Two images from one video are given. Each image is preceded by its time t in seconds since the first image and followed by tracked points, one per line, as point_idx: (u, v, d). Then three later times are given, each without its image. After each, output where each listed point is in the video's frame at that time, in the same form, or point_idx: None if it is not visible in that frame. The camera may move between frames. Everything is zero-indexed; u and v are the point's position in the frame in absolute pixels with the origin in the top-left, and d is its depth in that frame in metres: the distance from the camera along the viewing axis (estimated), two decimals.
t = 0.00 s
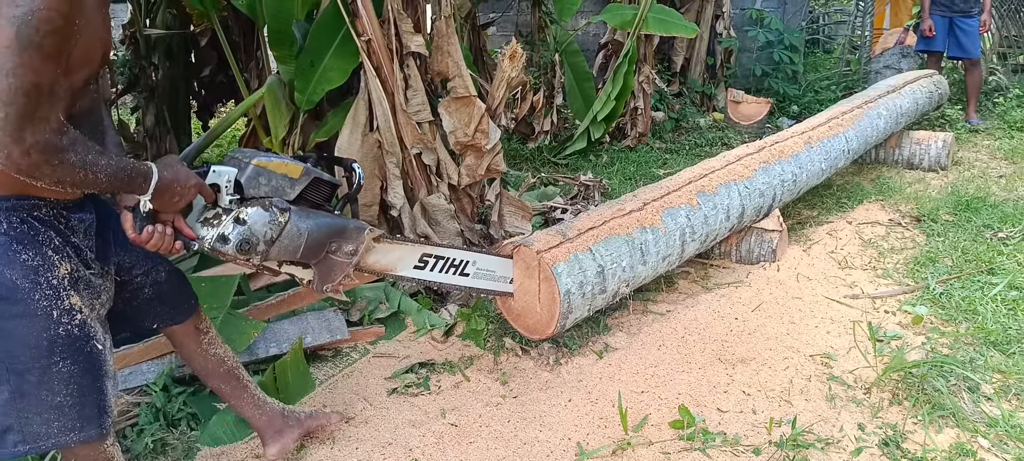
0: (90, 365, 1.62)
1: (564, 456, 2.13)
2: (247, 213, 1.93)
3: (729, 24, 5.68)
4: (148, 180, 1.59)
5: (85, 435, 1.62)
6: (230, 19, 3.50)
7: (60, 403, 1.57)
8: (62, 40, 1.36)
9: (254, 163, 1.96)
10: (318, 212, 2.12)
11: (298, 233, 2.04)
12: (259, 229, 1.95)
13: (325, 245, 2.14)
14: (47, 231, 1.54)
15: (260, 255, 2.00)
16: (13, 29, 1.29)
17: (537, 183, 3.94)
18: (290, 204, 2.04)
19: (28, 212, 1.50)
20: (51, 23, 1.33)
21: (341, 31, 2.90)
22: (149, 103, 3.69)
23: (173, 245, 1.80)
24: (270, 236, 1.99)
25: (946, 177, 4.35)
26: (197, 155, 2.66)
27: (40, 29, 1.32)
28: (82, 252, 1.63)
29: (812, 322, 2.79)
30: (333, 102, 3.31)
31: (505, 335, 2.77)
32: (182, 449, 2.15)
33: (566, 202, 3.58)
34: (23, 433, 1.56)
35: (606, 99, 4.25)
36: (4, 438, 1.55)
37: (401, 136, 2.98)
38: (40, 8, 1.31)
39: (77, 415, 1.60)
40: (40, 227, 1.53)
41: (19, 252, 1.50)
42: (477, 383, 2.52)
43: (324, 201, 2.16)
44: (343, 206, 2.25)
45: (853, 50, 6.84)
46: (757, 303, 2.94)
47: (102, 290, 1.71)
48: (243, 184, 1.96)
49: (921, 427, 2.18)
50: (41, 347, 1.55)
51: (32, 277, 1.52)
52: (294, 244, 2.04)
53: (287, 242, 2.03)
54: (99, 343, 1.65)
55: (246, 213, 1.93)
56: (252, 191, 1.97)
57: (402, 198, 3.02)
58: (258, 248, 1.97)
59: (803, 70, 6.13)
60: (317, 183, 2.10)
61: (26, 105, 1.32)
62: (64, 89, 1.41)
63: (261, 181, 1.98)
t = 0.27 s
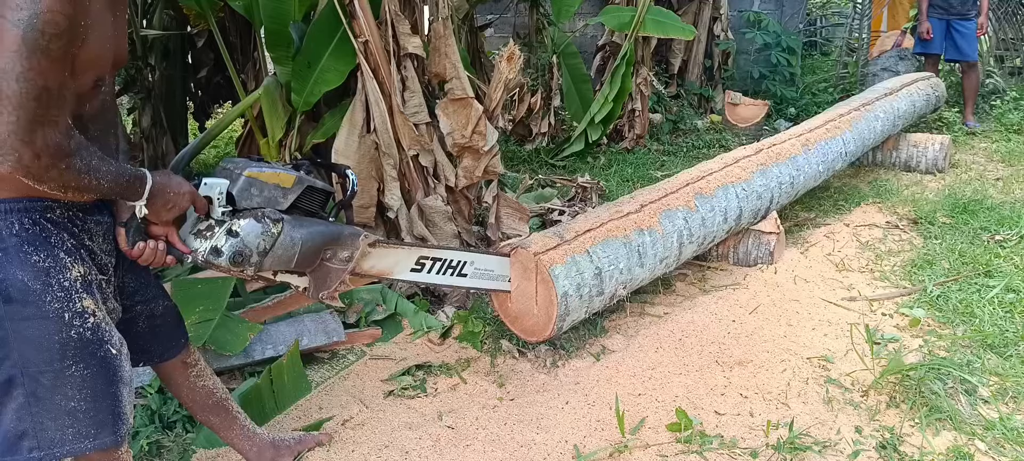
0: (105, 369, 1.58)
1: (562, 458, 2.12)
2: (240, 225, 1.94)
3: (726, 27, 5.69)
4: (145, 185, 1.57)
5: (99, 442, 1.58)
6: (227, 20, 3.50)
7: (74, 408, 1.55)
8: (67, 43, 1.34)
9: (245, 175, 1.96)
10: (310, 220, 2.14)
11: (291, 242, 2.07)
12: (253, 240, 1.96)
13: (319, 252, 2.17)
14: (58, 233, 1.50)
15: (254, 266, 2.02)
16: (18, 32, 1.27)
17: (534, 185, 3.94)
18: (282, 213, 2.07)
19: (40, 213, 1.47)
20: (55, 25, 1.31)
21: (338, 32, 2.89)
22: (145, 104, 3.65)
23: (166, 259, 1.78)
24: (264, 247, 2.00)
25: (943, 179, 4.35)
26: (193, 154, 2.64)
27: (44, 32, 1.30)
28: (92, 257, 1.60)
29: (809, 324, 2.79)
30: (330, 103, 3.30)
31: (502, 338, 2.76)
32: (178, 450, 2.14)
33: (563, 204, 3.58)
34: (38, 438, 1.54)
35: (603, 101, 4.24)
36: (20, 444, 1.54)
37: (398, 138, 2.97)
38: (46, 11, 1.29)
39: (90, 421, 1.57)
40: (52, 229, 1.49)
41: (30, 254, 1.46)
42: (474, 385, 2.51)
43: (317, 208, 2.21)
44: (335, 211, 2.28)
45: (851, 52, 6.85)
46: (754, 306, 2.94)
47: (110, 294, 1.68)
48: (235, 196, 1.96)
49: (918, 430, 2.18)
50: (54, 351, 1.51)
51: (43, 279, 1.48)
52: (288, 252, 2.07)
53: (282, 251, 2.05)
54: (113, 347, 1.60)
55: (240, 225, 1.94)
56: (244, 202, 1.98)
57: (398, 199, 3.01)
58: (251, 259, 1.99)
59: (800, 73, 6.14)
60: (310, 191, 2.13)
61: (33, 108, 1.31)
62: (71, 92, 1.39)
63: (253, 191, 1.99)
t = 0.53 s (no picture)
0: (110, 367, 1.56)
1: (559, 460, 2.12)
2: (258, 220, 1.97)
3: (722, 27, 5.70)
4: (165, 184, 1.56)
5: (102, 440, 1.57)
6: (222, 23, 3.50)
7: (77, 405, 1.53)
8: (87, 48, 1.27)
9: (259, 170, 1.96)
10: (326, 210, 2.17)
11: (308, 234, 2.09)
12: (270, 234, 1.99)
13: (335, 241, 2.20)
14: (66, 232, 1.49)
15: (273, 259, 2.05)
16: (36, 38, 1.21)
17: (530, 186, 3.94)
18: (298, 204, 2.07)
19: (49, 212, 1.46)
20: (74, 30, 1.24)
21: (333, 35, 2.90)
22: (141, 107, 3.56)
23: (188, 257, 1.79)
24: (281, 240, 2.03)
25: (940, 178, 4.36)
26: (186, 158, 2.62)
27: (63, 37, 1.23)
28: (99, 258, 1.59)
29: (806, 324, 2.79)
30: (326, 105, 3.30)
31: (499, 339, 2.76)
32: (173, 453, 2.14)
33: (559, 205, 3.58)
34: (43, 433, 1.53)
35: (600, 102, 4.24)
36: (25, 437, 1.54)
37: (394, 140, 2.97)
38: (64, 16, 1.22)
39: (94, 419, 1.55)
40: (59, 228, 1.48)
41: (37, 252, 1.45)
42: (471, 387, 2.51)
43: (331, 197, 2.21)
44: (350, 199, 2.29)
45: (846, 52, 6.86)
46: (751, 306, 2.94)
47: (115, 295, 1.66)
48: (250, 191, 1.96)
49: (915, 429, 2.18)
50: (59, 348, 1.50)
51: (50, 277, 1.46)
52: (306, 244, 2.10)
53: (299, 243, 2.08)
54: (118, 346, 1.59)
55: (257, 220, 1.96)
56: (260, 197, 1.99)
57: (395, 201, 3.01)
58: (270, 253, 2.02)
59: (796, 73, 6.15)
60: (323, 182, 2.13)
61: (54, 115, 1.26)
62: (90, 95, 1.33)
63: (268, 185, 1.99)
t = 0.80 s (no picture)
0: (114, 366, 1.58)
1: None
2: (280, 211, 2.12)
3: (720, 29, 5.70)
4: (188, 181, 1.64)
5: (101, 439, 1.57)
6: (219, 25, 3.50)
7: (80, 403, 1.54)
8: (110, 51, 1.30)
9: (277, 162, 2.12)
10: (344, 195, 2.34)
11: (329, 220, 2.27)
12: (293, 223, 2.15)
13: (355, 224, 2.39)
14: (75, 230, 1.51)
15: (298, 245, 2.23)
16: (64, 42, 1.24)
17: (528, 188, 3.94)
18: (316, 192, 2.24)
19: (57, 210, 1.48)
20: (99, 34, 1.27)
21: (330, 37, 2.90)
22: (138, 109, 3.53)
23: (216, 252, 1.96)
24: (304, 228, 2.20)
25: (937, 179, 4.36)
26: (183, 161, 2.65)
27: (89, 41, 1.26)
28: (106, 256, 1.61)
29: (804, 326, 2.79)
30: (323, 107, 3.31)
31: (496, 341, 2.75)
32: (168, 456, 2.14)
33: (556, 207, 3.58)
34: (45, 430, 1.53)
35: (597, 103, 4.25)
36: (26, 434, 1.53)
37: (391, 142, 2.97)
38: (88, 20, 1.25)
39: (97, 417, 1.56)
40: (68, 226, 1.50)
41: (45, 249, 1.47)
42: (468, 389, 2.51)
43: (349, 182, 2.38)
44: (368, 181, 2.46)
45: (844, 53, 6.86)
46: (748, 307, 2.93)
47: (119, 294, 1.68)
48: (270, 182, 2.13)
49: (913, 431, 2.17)
50: (63, 345, 1.50)
51: (57, 274, 1.48)
52: (328, 228, 2.28)
53: (322, 228, 2.26)
54: (121, 345, 1.60)
55: (279, 211, 2.12)
56: (279, 187, 2.15)
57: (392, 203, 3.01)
58: (294, 241, 2.20)
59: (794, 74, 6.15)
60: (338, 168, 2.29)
61: (82, 116, 1.30)
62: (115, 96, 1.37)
63: (286, 176, 2.16)
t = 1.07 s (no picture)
0: (120, 365, 1.58)
1: None
2: (309, 199, 2.14)
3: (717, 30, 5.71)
4: (222, 173, 1.66)
5: (112, 439, 1.58)
6: (217, 26, 3.49)
7: (89, 404, 1.53)
8: (124, 50, 1.32)
9: (306, 151, 2.14)
10: (370, 185, 2.35)
11: (356, 208, 2.28)
12: (322, 211, 2.17)
13: (380, 213, 2.41)
14: (77, 232, 1.51)
15: (327, 234, 2.25)
16: (79, 48, 1.26)
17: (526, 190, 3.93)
18: (343, 181, 2.26)
19: (59, 212, 1.48)
20: (111, 36, 1.28)
21: (327, 38, 2.90)
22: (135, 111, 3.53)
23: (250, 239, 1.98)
24: (332, 217, 2.22)
25: (935, 180, 4.36)
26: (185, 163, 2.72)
27: (102, 44, 1.27)
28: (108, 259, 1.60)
29: (801, 327, 2.79)
30: (321, 108, 3.31)
31: (494, 342, 2.75)
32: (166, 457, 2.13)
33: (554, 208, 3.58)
34: (55, 431, 1.53)
35: (594, 105, 4.25)
36: (36, 436, 1.53)
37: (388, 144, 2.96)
38: (98, 24, 1.26)
39: (106, 417, 1.56)
40: (70, 228, 1.50)
41: (48, 251, 1.47)
42: (466, 391, 2.50)
43: (373, 172, 2.38)
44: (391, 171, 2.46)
45: (842, 54, 6.87)
46: (746, 309, 2.93)
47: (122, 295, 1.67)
48: (299, 172, 2.15)
49: (910, 432, 2.17)
50: (69, 347, 1.50)
51: (61, 276, 1.48)
52: (355, 217, 2.29)
53: (349, 217, 2.27)
54: (127, 344, 1.60)
55: (308, 200, 2.14)
56: (308, 177, 2.17)
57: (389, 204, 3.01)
58: (323, 229, 2.21)
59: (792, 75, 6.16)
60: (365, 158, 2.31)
61: (110, 118, 1.33)
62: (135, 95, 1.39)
63: (315, 166, 2.17)
